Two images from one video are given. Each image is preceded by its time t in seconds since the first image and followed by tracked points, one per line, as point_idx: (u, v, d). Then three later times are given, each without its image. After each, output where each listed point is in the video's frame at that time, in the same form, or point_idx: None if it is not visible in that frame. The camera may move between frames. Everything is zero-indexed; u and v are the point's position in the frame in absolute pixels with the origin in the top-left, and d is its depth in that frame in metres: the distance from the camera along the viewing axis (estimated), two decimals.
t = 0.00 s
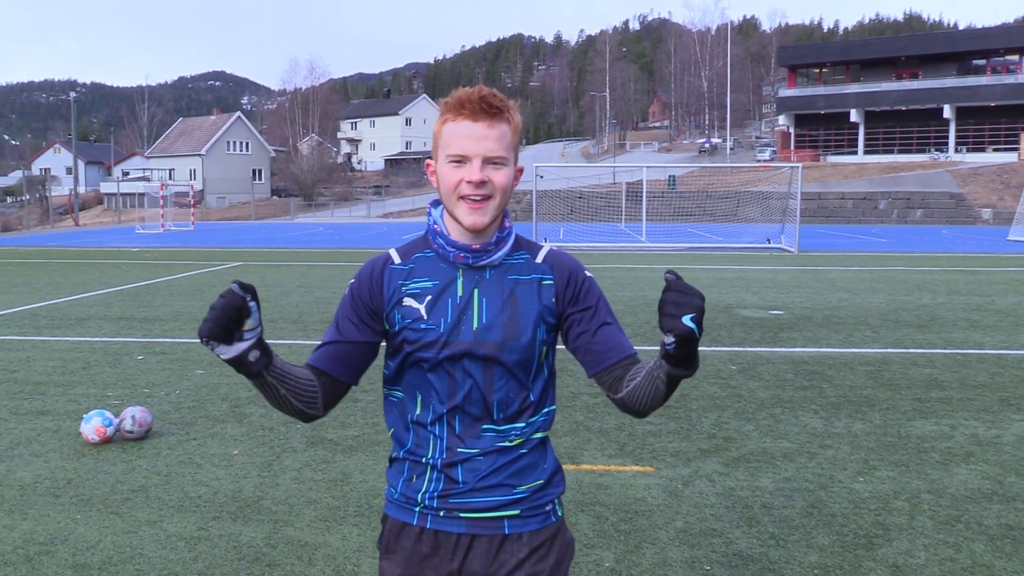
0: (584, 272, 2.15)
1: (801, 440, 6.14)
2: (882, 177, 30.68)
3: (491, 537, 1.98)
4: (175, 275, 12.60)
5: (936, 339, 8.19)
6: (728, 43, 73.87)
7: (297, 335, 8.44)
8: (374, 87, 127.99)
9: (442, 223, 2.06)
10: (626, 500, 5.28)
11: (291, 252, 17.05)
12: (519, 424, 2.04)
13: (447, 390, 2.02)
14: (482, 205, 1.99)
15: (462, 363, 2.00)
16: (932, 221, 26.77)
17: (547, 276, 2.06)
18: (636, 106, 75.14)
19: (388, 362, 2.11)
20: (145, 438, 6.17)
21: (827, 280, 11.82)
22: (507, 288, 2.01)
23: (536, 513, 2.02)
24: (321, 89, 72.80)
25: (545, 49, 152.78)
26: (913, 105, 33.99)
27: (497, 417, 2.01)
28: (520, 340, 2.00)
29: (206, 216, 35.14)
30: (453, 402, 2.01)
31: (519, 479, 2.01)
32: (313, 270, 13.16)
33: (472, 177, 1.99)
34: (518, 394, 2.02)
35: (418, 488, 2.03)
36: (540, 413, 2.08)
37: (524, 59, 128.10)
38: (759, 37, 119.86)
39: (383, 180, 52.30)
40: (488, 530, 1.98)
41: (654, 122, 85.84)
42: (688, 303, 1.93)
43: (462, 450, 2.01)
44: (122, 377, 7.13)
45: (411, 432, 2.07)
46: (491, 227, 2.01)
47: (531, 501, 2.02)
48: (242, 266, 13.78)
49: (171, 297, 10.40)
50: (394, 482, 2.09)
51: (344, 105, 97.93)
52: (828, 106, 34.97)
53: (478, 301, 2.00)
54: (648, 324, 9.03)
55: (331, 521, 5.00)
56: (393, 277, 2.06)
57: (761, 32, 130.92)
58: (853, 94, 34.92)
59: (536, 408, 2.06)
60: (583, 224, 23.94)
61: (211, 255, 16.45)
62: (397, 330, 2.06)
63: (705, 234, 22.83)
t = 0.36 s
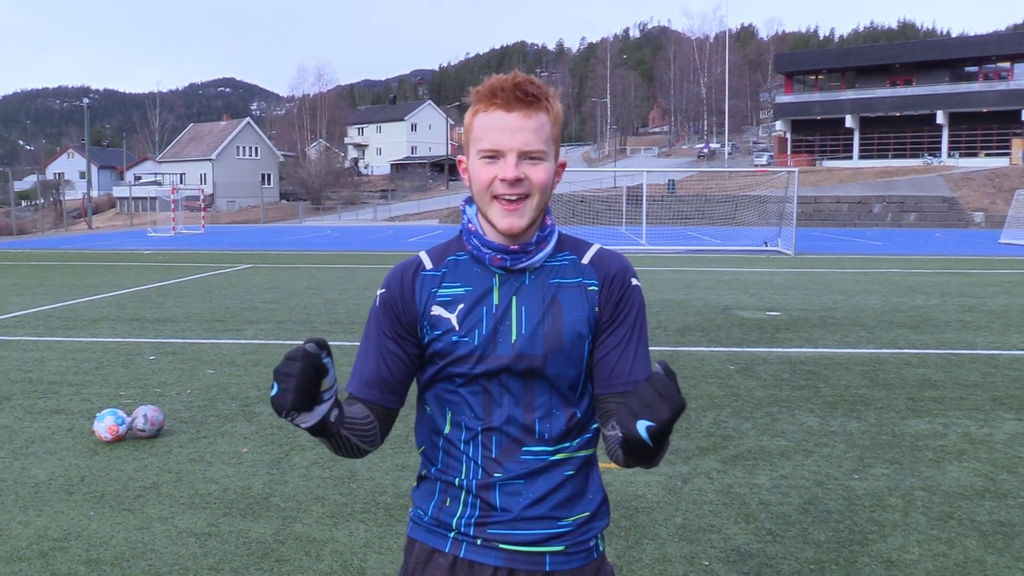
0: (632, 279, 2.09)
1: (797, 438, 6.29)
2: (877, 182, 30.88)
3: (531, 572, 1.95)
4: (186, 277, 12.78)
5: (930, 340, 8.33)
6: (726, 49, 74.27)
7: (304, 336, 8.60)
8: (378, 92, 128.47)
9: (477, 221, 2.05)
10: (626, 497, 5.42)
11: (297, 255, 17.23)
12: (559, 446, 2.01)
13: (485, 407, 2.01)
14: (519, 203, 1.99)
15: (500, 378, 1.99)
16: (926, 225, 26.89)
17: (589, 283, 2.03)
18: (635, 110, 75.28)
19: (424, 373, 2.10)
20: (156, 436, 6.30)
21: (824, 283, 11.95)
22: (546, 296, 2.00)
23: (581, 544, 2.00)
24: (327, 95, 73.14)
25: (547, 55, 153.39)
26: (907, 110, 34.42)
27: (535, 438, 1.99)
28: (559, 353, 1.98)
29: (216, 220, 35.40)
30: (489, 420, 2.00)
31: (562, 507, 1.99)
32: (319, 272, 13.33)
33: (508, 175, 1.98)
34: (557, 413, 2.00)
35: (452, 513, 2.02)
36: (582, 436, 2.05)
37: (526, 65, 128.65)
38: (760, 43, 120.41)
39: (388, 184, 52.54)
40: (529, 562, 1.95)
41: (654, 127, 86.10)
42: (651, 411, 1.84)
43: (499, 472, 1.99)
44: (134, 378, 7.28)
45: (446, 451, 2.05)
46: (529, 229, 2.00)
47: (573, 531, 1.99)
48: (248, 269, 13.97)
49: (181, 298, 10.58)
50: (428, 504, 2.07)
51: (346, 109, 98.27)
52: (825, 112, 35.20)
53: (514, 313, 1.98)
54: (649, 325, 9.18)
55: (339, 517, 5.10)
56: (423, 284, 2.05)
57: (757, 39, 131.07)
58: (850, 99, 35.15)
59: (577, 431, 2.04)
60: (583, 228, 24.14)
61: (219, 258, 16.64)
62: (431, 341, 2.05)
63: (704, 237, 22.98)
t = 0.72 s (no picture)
0: (590, 274, 2.01)
1: (796, 437, 6.34)
2: (876, 184, 30.96)
3: None
4: (190, 278, 12.88)
5: (928, 340, 8.40)
6: (726, 51, 74.36)
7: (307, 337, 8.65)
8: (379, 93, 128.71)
9: (419, 215, 1.93)
10: (626, 496, 5.46)
11: (300, 255, 17.33)
12: (518, 470, 1.92)
13: (437, 426, 1.88)
14: (468, 201, 1.88)
15: (452, 394, 1.86)
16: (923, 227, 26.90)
17: (546, 281, 1.94)
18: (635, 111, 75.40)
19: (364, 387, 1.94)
20: (160, 436, 6.35)
21: (822, 284, 12.00)
22: (500, 299, 1.88)
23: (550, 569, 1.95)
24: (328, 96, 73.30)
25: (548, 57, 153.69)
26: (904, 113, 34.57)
27: (494, 460, 1.89)
28: (518, 360, 1.87)
29: (219, 221, 35.54)
30: (443, 442, 1.88)
31: (527, 533, 1.91)
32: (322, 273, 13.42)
33: (459, 169, 1.87)
34: (516, 432, 1.90)
35: (407, 555, 1.89)
36: (540, 454, 1.97)
37: (527, 66, 128.93)
38: (761, 44, 120.42)
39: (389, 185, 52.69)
40: None
41: (654, 129, 86.24)
42: (597, 416, 1.74)
43: (458, 502, 1.89)
44: (138, 378, 7.34)
45: (395, 481, 1.93)
46: (479, 225, 1.88)
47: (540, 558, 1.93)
48: (252, 270, 14.06)
49: (185, 299, 10.66)
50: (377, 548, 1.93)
51: (346, 110, 98.54)
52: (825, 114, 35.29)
53: (468, 317, 1.85)
54: (649, 326, 9.25)
55: (340, 516, 5.13)
56: (361, 283, 1.90)
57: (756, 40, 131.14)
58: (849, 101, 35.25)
59: (537, 447, 1.96)
60: (583, 230, 24.25)
61: (222, 258, 16.74)
62: (373, 351, 1.89)
63: (703, 238, 23.06)
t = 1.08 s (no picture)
0: (581, 285, 1.99)
1: (796, 437, 6.34)
2: (875, 184, 30.95)
3: None
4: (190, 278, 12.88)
5: (927, 340, 8.40)
6: (726, 51, 74.30)
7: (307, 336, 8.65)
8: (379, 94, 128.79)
9: (398, 232, 1.90)
10: (627, 496, 5.46)
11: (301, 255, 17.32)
12: (514, 492, 1.93)
13: (429, 455, 1.88)
14: (450, 218, 1.82)
15: (443, 421, 1.86)
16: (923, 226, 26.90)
17: (538, 296, 1.92)
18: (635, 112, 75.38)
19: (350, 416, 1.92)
20: (160, 435, 6.34)
21: (822, 284, 11.99)
22: (488, 321, 1.87)
23: None
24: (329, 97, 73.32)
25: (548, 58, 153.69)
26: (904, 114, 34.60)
27: (490, 486, 1.90)
28: (510, 384, 1.86)
29: (219, 221, 35.55)
30: (436, 472, 1.88)
31: (528, 554, 1.94)
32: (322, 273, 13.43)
33: (439, 186, 1.80)
34: (514, 457, 1.91)
35: None
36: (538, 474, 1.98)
37: (527, 66, 128.89)
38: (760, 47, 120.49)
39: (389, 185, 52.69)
40: None
41: (654, 130, 86.22)
42: (579, 466, 1.75)
43: (456, 529, 1.90)
44: (138, 378, 7.34)
45: (391, 508, 1.93)
46: (463, 245, 1.84)
47: None
48: (252, 269, 14.05)
49: (185, 299, 10.66)
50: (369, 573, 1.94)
51: (346, 110, 98.59)
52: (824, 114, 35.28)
53: (457, 342, 1.84)
54: (649, 326, 9.25)
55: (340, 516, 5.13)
56: (341, 310, 1.87)
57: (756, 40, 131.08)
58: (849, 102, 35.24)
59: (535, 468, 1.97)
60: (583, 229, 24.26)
61: (223, 259, 16.74)
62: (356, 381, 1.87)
63: (703, 239, 23.06)
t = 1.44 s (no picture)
0: (594, 286, 2.00)
1: (796, 437, 6.34)
2: (875, 184, 30.94)
3: None
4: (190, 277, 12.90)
5: (927, 340, 8.40)
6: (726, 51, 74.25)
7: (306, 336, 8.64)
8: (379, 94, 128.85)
9: (414, 236, 1.90)
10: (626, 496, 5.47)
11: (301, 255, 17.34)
12: (527, 498, 1.93)
13: (445, 463, 1.88)
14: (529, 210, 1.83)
15: (459, 427, 1.86)
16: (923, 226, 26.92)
17: (551, 297, 1.92)
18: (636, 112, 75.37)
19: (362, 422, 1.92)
20: (160, 435, 6.34)
21: (823, 284, 12.00)
22: (504, 323, 1.86)
23: None
24: (329, 97, 73.36)
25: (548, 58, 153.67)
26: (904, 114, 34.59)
27: (505, 494, 1.90)
28: (526, 389, 1.86)
29: (220, 222, 35.56)
30: (452, 479, 1.88)
31: (543, 563, 1.95)
32: (321, 272, 13.45)
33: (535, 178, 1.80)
34: (529, 462, 1.92)
35: None
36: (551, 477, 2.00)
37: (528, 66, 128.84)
38: (761, 48, 120.52)
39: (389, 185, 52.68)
40: None
41: (655, 131, 86.24)
42: (614, 455, 1.75)
43: (472, 539, 1.90)
44: (138, 378, 7.33)
45: (407, 515, 1.93)
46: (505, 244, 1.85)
47: None
48: (252, 269, 14.06)
49: (185, 298, 10.66)
50: None
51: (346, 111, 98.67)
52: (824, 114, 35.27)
53: (472, 347, 1.83)
54: (649, 326, 9.25)
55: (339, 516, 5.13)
56: (352, 316, 1.85)
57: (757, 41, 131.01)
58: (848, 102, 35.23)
59: (549, 472, 1.98)
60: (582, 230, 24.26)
61: (222, 259, 16.73)
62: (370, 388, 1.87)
63: (702, 239, 23.08)
